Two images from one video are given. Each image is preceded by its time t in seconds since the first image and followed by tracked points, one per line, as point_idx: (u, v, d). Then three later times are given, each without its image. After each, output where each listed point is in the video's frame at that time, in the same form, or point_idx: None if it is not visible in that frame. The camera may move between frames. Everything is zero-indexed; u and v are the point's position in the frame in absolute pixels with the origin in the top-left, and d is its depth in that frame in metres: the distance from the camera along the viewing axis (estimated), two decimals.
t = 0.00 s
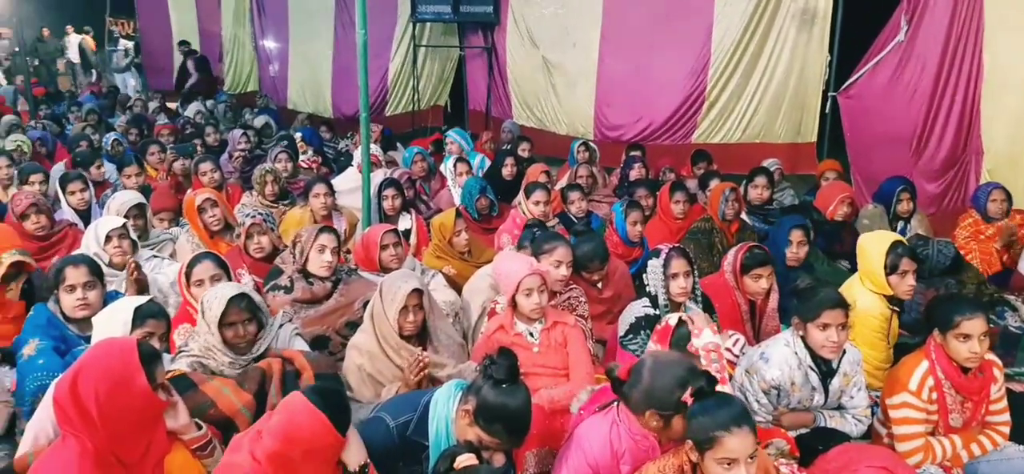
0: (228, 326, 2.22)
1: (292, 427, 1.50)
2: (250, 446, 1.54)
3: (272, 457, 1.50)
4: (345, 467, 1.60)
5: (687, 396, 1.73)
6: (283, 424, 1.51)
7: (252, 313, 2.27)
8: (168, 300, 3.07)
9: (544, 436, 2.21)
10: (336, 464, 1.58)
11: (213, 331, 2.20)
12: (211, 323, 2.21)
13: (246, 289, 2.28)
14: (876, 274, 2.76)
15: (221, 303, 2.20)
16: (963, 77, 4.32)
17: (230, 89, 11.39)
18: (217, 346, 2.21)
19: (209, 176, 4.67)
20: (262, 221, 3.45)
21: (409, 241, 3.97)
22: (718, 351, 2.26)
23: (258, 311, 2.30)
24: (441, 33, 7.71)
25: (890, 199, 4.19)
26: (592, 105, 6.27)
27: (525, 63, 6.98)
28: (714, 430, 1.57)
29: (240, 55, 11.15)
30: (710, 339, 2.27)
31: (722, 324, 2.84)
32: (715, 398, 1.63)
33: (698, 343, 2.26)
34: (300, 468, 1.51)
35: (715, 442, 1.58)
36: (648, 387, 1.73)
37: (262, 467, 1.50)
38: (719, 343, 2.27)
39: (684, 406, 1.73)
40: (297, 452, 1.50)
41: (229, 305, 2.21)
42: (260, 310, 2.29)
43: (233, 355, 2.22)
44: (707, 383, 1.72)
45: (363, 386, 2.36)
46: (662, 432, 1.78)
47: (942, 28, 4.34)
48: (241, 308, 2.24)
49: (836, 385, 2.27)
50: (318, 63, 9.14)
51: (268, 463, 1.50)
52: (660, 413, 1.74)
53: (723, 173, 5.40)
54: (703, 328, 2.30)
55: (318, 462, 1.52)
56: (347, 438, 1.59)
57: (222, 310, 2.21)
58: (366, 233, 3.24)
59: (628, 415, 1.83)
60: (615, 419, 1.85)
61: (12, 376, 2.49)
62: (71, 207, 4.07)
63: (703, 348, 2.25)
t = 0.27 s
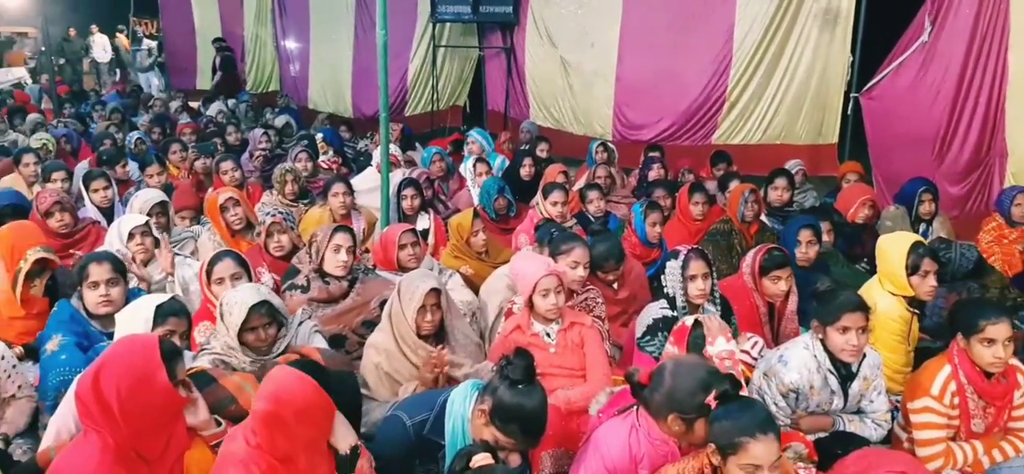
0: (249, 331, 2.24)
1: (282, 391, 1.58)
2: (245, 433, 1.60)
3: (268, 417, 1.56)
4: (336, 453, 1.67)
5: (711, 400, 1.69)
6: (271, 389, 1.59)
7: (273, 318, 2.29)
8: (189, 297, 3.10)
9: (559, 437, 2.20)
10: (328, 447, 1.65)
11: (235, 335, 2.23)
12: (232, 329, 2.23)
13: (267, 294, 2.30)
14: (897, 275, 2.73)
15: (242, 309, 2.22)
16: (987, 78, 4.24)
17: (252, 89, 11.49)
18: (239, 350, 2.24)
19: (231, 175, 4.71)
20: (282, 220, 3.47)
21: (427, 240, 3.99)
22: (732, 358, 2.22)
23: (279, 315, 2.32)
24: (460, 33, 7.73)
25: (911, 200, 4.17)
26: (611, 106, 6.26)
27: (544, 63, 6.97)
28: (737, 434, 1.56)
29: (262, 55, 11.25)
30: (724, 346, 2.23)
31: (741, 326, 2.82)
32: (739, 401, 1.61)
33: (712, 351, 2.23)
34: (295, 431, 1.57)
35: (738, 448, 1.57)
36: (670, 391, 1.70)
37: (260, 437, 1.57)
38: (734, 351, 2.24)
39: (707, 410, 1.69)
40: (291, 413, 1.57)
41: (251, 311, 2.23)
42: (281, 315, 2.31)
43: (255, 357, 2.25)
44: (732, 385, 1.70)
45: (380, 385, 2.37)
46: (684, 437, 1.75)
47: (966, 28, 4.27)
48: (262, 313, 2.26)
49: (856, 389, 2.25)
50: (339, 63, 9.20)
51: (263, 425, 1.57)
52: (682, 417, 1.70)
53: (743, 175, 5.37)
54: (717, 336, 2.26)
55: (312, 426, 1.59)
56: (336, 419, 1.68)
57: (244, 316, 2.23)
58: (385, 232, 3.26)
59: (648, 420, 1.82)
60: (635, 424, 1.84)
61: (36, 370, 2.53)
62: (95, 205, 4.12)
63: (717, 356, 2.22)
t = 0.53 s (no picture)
0: (269, 337, 2.25)
1: (262, 377, 1.56)
2: (235, 425, 1.60)
3: (251, 405, 1.55)
4: (329, 438, 1.67)
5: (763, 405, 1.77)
6: (251, 377, 1.57)
7: (292, 324, 2.30)
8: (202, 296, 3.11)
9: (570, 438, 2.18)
10: (320, 433, 1.65)
11: (255, 341, 2.24)
12: (253, 334, 2.24)
13: (288, 300, 2.30)
14: (914, 275, 2.72)
15: (265, 318, 2.23)
16: (1003, 80, 4.22)
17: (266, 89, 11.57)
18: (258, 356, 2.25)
19: (245, 174, 4.74)
20: (296, 220, 3.49)
21: (439, 241, 4.00)
22: (742, 362, 2.23)
23: (297, 320, 2.33)
24: (473, 34, 7.74)
25: (926, 201, 4.14)
26: (624, 106, 6.25)
27: (556, 63, 6.97)
28: (793, 442, 1.52)
29: (276, 56, 11.31)
30: (733, 350, 2.24)
31: (754, 328, 2.81)
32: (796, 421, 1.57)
33: (720, 355, 2.24)
34: (279, 417, 1.56)
35: (794, 457, 1.51)
36: (682, 391, 1.69)
37: (248, 427, 1.57)
38: (742, 354, 2.25)
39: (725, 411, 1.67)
40: (273, 399, 1.55)
41: (272, 320, 2.24)
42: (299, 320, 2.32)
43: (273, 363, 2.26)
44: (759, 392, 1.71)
45: (392, 385, 2.37)
46: (695, 437, 1.74)
47: (982, 29, 4.24)
48: (283, 321, 2.27)
49: (869, 392, 2.24)
50: (352, 63, 9.23)
51: (247, 414, 1.55)
52: (695, 418, 1.69)
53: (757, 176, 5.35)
54: (724, 340, 2.26)
55: (298, 410, 1.58)
56: (325, 407, 1.67)
57: (267, 324, 2.23)
58: (397, 233, 3.27)
59: (659, 419, 1.81)
60: (645, 423, 1.84)
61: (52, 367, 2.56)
62: (110, 204, 4.16)
63: (725, 360, 2.23)
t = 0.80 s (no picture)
0: (281, 325, 2.26)
1: (252, 371, 1.57)
2: (233, 421, 1.60)
3: (243, 398, 1.54)
4: (327, 424, 1.69)
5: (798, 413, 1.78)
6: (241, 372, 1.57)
7: (306, 314, 2.31)
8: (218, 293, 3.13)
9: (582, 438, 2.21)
10: (319, 421, 1.66)
11: (268, 328, 2.25)
12: (266, 321, 2.26)
13: (303, 290, 2.33)
14: (931, 278, 2.70)
15: (279, 304, 2.25)
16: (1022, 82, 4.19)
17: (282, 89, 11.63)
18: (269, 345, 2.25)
19: (260, 174, 4.77)
20: (310, 219, 3.51)
21: (452, 240, 4.01)
22: (751, 361, 2.19)
23: (312, 312, 2.35)
24: (487, 34, 7.74)
25: (942, 202, 4.10)
26: (637, 107, 6.24)
27: (570, 63, 6.96)
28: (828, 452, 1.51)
29: (291, 56, 11.37)
30: (741, 349, 2.20)
31: (768, 330, 2.79)
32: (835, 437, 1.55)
33: (729, 354, 2.20)
34: (273, 408, 1.56)
35: (829, 466, 1.49)
36: (690, 390, 1.68)
37: (244, 421, 1.56)
38: (751, 354, 2.21)
39: (730, 409, 1.67)
40: (265, 390, 1.55)
41: (286, 306, 2.26)
42: (313, 310, 2.33)
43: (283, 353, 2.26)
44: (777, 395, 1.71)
45: (405, 384, 2.38)
46: (702, 436, 1.73)
47: (1000, 30, 4.20)
48: (297, 309, 2.28)
49: (884, 395, 2.22)
50: (367, 63, 9.27)
51: (241, 408, 1.55)
52: (703, 417, 1.68)
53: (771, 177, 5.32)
54: (734, 339, 2.23)
55: (292, 399, 1.58)
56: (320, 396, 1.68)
57: (279, 309, 2.25)
58: (410, 232, 3.28)
59: (667, 417, 1.81)
60: (654, 422, 1.84)
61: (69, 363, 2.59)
62: (127, 203, 4.19)
63: (733, 359, 2.20)
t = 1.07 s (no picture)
0: (293, 330, 2.28)
1: (252, 366, 1.57)
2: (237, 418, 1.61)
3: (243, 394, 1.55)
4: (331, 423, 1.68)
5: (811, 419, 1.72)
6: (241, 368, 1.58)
7: (317, 320, 2.32)
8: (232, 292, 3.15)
9: (594, 437, 2.24)
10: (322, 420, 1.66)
11: (279, 331, 2.27)
12: (278, 325, 2.27)
13: (316, 296, 2.34)
14: (947, 281, 2.68)
15: (291, 310, 2.26)
16: None
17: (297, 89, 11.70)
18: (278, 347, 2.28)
19: (274, 173, 4.80)
20: (324, 218, 3.52)
21: (465, 240, 4.02)
22: (763, 354, 2.13)
23: (324, 317, 2.36)
24: (501, 35, 7.75)
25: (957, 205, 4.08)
26: (649, 108, 6.23)
27: (583, 64, 6.95)
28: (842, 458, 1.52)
29: (305, 56, 11.43)
30: (755, 340, 2.15)
31: (782, 332, 2.78)
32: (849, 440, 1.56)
33: (742, 346, 2.15)
34: (272, 403, 1.56)
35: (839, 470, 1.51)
36: (700, 390, 1.67)
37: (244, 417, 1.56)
38: (765, 346, 2.15)
39: (739, 409, 1.65)
40: (264, 386, 1.55)
41: (299, 312, 2.27)
42: (326, 316, 2.34)
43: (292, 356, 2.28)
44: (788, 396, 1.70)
45: (416, 384, 2.38)
46: (713, 436, 1.72)
47: (1018, 30, 4.16)
48: (309, 315, 2.29)
49: (898, 398, 2.21)
50: (380, 63, 9.30)
51: (240, 402, 1.55)
52: (713, 417, 1.67)
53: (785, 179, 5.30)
54: (747, 331, 2.18)
55: (293, 396, 1.58)
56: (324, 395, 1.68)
57: (292, 315, 2.26)
58: (423, 232, 3.29)
59: (677, 417, 1.81)
60: (665, 422, 1.84)
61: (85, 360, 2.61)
62: (143, 202, 4.23)
63: (746, 351, 2.13)
